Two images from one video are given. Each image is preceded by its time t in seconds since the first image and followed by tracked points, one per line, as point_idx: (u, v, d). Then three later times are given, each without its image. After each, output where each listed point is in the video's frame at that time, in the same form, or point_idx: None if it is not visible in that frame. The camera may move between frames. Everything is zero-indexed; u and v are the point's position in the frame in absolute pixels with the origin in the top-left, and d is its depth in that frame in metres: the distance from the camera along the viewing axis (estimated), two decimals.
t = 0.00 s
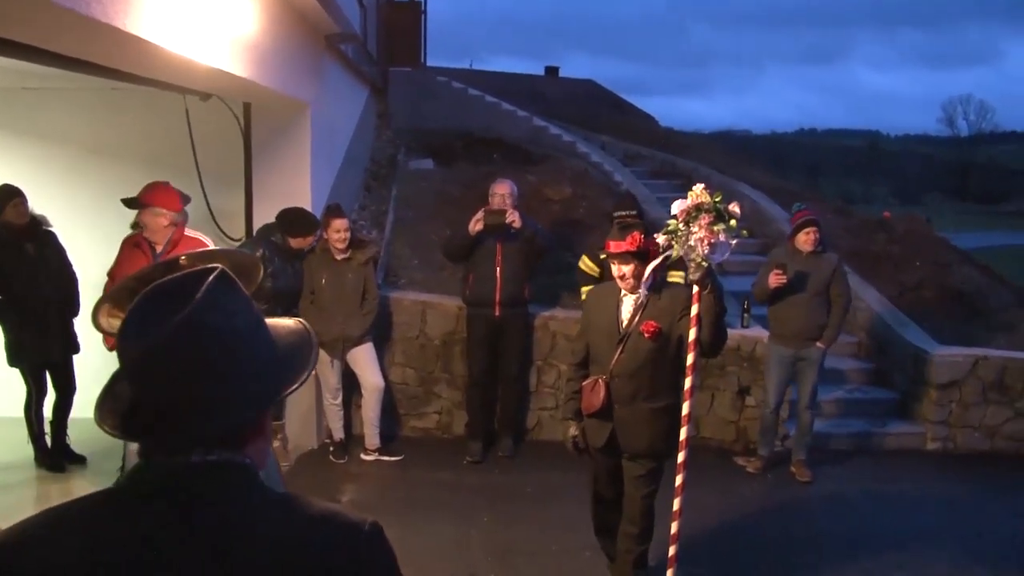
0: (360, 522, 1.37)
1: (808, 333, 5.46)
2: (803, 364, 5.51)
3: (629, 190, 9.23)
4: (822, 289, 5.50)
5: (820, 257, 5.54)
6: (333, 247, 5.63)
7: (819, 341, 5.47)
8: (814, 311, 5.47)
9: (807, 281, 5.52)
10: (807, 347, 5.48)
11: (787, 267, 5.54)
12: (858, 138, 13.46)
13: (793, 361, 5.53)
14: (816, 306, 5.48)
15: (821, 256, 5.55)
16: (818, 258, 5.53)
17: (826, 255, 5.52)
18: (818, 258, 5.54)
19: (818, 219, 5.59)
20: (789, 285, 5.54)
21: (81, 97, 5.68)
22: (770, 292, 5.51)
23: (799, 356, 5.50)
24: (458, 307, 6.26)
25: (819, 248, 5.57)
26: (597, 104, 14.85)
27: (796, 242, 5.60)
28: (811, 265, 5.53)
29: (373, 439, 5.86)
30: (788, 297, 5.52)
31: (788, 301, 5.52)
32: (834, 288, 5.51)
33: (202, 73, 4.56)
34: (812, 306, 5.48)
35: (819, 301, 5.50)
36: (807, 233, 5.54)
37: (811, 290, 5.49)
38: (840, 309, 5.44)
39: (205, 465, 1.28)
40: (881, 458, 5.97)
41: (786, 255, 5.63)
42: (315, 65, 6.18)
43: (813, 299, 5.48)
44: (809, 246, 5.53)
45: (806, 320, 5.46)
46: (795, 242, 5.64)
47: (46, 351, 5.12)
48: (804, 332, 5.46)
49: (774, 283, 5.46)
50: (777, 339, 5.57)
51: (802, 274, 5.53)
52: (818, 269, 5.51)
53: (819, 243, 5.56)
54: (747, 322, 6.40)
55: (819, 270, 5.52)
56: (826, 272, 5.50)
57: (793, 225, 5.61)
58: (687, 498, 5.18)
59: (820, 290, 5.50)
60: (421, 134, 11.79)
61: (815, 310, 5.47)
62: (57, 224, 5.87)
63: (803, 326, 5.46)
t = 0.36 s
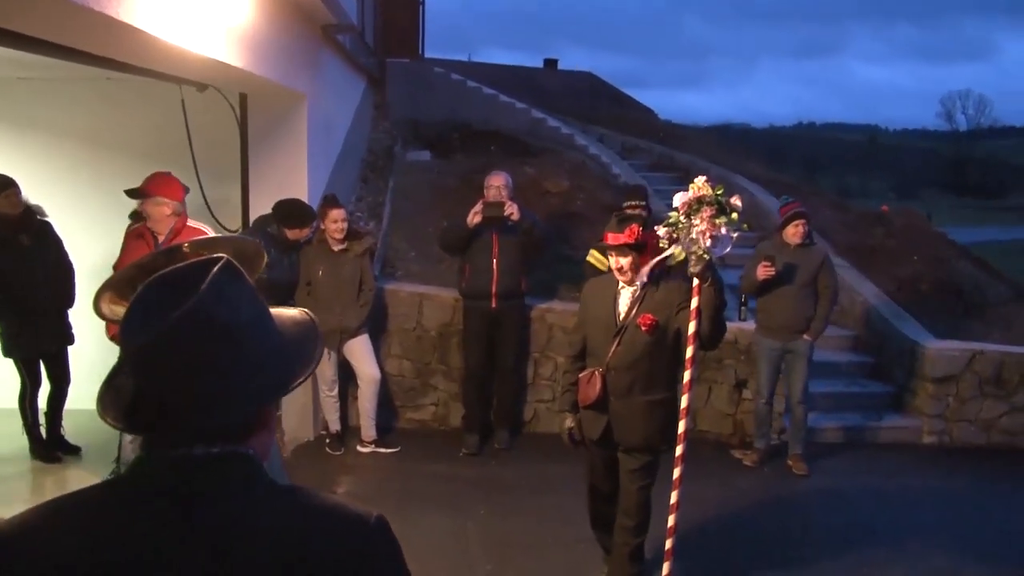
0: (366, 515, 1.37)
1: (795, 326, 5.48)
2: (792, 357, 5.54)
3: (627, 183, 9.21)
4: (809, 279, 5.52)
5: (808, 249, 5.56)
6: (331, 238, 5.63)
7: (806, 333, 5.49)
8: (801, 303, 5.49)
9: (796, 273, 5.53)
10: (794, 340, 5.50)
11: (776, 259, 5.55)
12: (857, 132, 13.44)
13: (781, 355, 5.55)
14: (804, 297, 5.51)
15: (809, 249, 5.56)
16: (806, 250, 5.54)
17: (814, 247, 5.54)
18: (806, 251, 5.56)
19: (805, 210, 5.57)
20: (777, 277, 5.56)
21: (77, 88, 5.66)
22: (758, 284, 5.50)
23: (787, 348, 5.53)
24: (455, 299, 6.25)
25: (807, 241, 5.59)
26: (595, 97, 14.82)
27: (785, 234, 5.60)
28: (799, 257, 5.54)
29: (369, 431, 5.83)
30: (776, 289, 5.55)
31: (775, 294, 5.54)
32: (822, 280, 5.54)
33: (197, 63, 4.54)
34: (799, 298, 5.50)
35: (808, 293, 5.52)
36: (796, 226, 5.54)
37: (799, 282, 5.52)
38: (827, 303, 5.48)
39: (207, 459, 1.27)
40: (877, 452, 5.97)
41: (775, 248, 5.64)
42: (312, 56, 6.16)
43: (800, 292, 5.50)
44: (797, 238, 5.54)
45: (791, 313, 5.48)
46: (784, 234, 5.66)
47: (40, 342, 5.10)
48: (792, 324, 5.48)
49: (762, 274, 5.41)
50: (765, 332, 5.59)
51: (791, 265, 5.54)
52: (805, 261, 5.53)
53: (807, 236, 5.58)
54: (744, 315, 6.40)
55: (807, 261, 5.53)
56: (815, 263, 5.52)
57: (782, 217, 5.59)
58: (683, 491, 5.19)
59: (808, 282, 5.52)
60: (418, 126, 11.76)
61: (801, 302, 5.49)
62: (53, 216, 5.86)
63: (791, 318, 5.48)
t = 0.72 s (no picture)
0: (370, 515, 1.35)
1: (782, 324, 5.49)
2: (779, 357, 5.54)
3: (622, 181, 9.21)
4: (797, 280, 5.53)
5: (794, 249, 5.56)
6: (325, 233, 5.62)
7: (794, 332, 5.50)
8: (789, 303, 5.50)
9: (785, 274, 5.52)
10: (782, 339, 5.51)
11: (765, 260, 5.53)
12: (852, 131, 13.46)
13: (769, 355, 5.55)
14: (792, 298, 5.51)
15: (796, 248, 5.57)
16: (793, 250, 5.55)
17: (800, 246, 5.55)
18: (793, 251, 5.57)
19: (793, 209, 5.54)
20: (767, 277, 5.55)
21: (73, 80, 5.66)
22: (746, 284, 5.50)
23: (774, 348, 5.53)
24: (449, 296, 6.23)
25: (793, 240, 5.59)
26: (590, 94, 14.82)
27: (772, 234, 5.60)
28: (786, 258, 5.53)
29: (362, 427, 5.82)
30: (765, 288, 5.53)
31: (764, 294, 5.53)
32: (809, 279, 5.55)
33: (192, 58, 4.51)
34: (787, 299, 5.50)
35: (795, 293, 5.53)
36: (784, 226, 5.53)
37: (788, 283, 5.51)
38: (814, 301, 5.49)
39: (213, 456, 1.26)
40: (870, 452, 5.98)
41: (761, 249, 5.63)
42: (307, 51, 6.13)
43: (788, 292, 5.50)
44: (785, 238, 5.53)
45: (778, 312, 5.48)
46: (771, 234, 5.65)
47: (34, 336, 5.07)
48: (779, 324, 5.48)
49: (751, 275, 5.29)
50: (753, 332, 5.58)
51: (779, 266, 5.53)
52: (793, 261, 5.52)
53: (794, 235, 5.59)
54: (738, 314, 6.40)
55: (795, 261, 5.53)
56: (801, 263, 5.52)
57: (770, 217, 5.55)
58: (676, 489, 5.19)
59: (796, 281, 5.52)
60: (413, 122, 11.74)
61: (787, 303, 5.49)
62: (47, 211, 5.82)
63: (777, 318, 5.48)
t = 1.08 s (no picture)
0: (391, 514, 1.35)
1: (794, 321, 5.47)
2: (792, 355, 5.52)
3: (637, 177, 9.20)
4: (808, 277, 5.52)
5: (805, 245, 5.55)
6: (340, 230, 5.64)
7: (807, 329, 5.49)
8: (801, 300, 5.49)
9: (797, 270, 5.51)
10: (795, 336, 5.49)
11: (776, 257, 5.51)
12: (868, 127, 13.40)
13: (782, 352, 5.54)
14: (803, 296, 5.50)
15: (806, 244, 5.55)
16: (803, 246, 5.53)
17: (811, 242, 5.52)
18: (803, 247, 5.55)
19: (802, 206, 5.54)
20: (779, 274, 5.53)
21: (88, 79, 5.67)
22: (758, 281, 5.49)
23: (788, 345, 5.51)
24: (464, 293, 6.25)
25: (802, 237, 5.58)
26: (604, 91, 14.80)
27: (782, 231, 5.58)
28: (798, 254, 5.51)
29: (377, 423, 5.84)
30: (777, 286, 5.52)
31: (776, 292, 5.51)
32: (820, 277, 5.54)
33: (207, 55, 4.52)
34: (798, 296, 5.49)
35: (805, 291, 5.52)
36: (795, 222, 5.52)
37: (800, 280, 5.50)
38: (826, 297, 5.48)
39: (234, 451, 1.27)
40: (886, 450, 5.96)
41: (771, 246, 5.59)
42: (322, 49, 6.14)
43: (798, 290, 5.49)
44: (795, 234, 5.52)
45: (789, 308, 5.47)
46: (781, 231, 5.63)
47: (53, 333, 5.10)
48: (790, 321, 5.47)
49: (763, 272, 5.30)
50: (765, 330, 5.57)
51: (792, 263, 5.51)
52: (804, 258, 5.51)
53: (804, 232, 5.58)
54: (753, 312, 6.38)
55: (806, 257, 5.52)
56: (812, 259, 5.51)
57: (778, 215, 5.55)
58: (691, 487, 5.18)
59: (807, 279, 5.52)
60: (427, 118, 11.75)
61: (799, 299, 5.48)
62: (64, 209, 5.86)
63: (789, 314, 5.46)
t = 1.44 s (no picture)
0: (396, 512, 1.35)
1: (797, 319, 5.46)
2: (795, 352, 5.51)
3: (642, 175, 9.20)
4: (812, 275, 5.51)
5: (809, 243, 5.56)
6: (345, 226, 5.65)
7: (809, 327, 5.48)
8: (804, 297, 5.48)
9: (800, 267, 5.51)
10: (797, 334, 5.48)
11: (780, 255, 5.52)
12: (874, 125, 13.38)
13: (785, 350, 5.53)
14: (806, 293, 5.48)
15: (810, 242, 5.56)
16: (806, 244, 5.53)
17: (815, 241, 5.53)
18: (806, 244, 5.56)
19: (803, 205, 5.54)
20: (782, 272, 5.53)
21: (94, 75, 5.68)
22: (761, 279, 5.49)
23: (791, 343, 5.51)
24: (468, 290, 6.25)
25: (806, 235, 5.58)
26: (610, 88, 14.78)
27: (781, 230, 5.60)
28: (801, 250, 5.52)
29: (381, 420, 5.83)
30: (780, 283, 5.51)
31: (778, 290, 5.51)
32: (823, 275, 5.53)
33: (212, 52, 4.53)
34: (801, 293, 5.47)
35: (810, 288, 5.50)
36: (791, 221, 5.53)
37: (803, 277, 5.49)
38: (829, 296, 5.46)
39: (239, 448, 1.28)
40: (890, 448, 5.95)
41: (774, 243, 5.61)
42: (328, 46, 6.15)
43: (802, 287, 5.48)
44: (792, 233, 5.53)
45: (792, 306, 5.46)
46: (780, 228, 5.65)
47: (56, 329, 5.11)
48: (793, 319, 5.46)
49: (767, 269, 5.30)
50: (767, 328, 5.57)
51: (794, 260, 5.52)
52: (807, 255, 5.51)
53: (805, 229, 5.58)
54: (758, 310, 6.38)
55: (809, 254, 5.53)
56: (817, 256, 5.51)
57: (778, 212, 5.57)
58: (695, 485, 5.19)
59: (810, 276, 5.51)
60: (432, 115, 11.75)
61: (803, 297, 5.47)
62: (69, 205, 5.87)
63: (791, 311, 5.46)
